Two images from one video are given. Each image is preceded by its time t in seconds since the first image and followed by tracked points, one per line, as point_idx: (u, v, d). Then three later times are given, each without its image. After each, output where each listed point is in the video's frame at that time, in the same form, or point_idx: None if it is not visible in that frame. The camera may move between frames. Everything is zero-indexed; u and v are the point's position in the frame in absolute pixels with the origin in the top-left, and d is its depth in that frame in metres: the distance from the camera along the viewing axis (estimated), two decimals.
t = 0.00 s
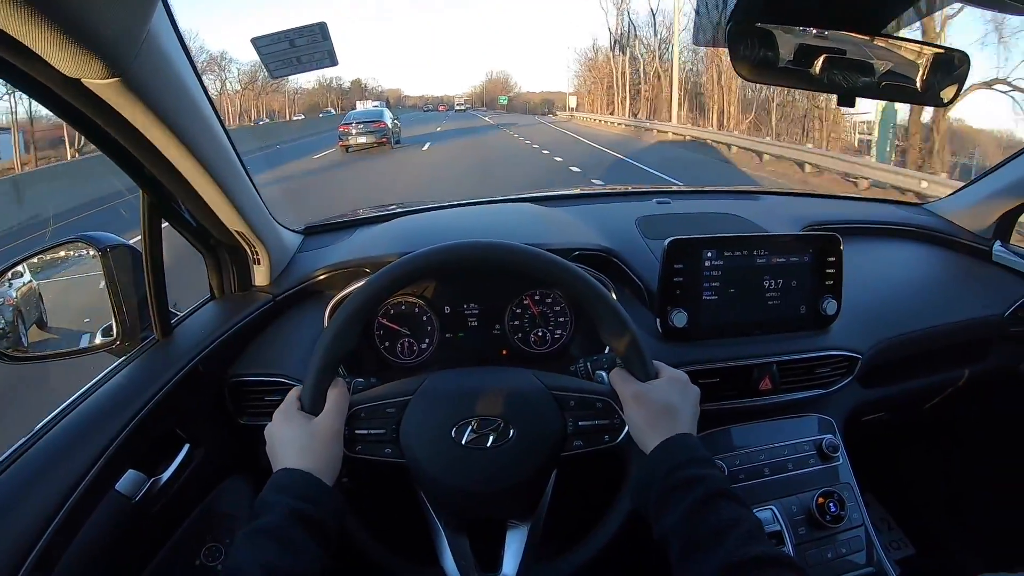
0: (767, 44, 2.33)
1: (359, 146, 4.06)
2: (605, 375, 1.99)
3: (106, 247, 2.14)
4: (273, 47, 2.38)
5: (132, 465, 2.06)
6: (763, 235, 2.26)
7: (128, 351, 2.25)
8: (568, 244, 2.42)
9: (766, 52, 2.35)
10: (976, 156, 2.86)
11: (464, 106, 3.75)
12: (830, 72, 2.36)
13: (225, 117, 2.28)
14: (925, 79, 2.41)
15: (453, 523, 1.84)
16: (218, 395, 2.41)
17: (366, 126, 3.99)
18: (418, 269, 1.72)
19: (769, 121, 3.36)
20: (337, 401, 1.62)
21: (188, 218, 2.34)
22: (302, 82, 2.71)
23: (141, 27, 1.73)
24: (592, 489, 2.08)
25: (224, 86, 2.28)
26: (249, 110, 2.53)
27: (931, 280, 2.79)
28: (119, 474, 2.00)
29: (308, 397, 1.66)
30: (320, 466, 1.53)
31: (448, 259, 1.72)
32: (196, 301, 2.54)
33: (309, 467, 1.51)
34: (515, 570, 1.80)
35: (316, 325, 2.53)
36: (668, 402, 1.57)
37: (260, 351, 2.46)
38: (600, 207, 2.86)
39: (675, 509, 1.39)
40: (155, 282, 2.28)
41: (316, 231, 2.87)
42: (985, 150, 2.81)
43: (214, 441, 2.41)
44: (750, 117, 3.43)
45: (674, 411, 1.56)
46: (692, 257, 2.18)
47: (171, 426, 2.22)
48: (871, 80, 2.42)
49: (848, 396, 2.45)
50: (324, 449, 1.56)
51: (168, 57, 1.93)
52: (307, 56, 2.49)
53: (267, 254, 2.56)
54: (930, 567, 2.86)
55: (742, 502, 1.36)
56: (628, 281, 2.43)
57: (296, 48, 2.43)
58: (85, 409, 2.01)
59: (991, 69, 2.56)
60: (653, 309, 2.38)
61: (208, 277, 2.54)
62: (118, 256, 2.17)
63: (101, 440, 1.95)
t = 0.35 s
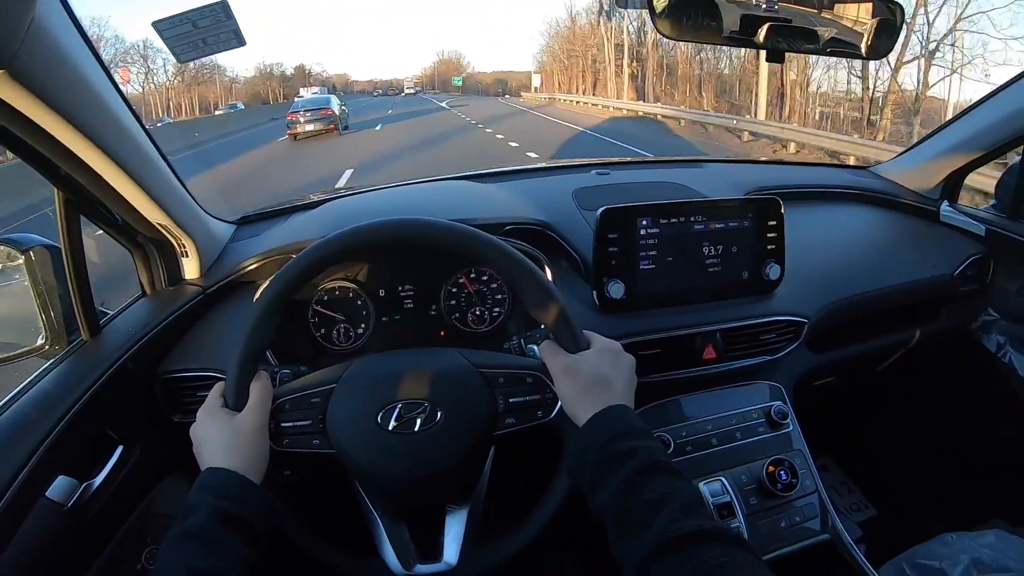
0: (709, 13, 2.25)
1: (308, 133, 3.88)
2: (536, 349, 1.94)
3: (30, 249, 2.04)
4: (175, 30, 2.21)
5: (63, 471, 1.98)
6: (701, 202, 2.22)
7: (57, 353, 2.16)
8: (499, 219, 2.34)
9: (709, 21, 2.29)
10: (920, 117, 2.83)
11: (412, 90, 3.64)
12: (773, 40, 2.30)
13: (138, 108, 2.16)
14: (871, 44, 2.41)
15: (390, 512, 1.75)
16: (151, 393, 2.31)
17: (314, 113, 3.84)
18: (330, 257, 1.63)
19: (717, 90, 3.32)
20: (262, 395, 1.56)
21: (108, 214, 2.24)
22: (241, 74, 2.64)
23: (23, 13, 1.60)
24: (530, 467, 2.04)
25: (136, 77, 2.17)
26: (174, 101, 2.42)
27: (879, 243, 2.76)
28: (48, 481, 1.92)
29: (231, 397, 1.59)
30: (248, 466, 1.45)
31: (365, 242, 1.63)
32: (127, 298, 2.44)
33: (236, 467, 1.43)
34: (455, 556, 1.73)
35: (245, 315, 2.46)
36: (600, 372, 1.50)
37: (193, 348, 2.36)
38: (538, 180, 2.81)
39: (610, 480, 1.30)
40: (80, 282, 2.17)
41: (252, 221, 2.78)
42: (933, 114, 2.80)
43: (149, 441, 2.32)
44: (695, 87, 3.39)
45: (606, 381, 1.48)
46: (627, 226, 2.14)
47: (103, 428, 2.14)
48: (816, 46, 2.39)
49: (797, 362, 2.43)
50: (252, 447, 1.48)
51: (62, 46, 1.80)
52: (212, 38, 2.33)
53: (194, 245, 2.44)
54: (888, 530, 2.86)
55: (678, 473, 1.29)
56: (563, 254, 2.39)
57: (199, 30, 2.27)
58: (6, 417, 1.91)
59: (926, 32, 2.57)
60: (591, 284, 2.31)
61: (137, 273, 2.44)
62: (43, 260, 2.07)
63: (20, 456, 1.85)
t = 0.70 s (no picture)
0: (715, 24, 2.27)
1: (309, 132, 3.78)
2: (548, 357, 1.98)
3: (40, 246, 2.04)
4: (199, 31, 2.24)
5: (72, 469, 2.00)
6: (709, 214, 2.26)
7: (67, 350, 2.17)
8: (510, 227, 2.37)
9: (713, 33, 2.30)
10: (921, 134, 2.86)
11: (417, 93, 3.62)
12: (779, 53, 2.33)
13: (155, 105, 2.16)
14: (875, 59, 2.35)
15: (402, 515, 1.77)
16: (159, 393, 2.32)
17: (315, 112, 3.72)
18: (348, 260, 1.67)
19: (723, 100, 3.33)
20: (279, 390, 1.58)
21: (121, 211, 2.26)
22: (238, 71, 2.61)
23: (52, 11, 1.61)
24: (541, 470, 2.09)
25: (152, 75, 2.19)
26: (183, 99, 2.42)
27: (880, 257, 2.81)
28: (59, 478, 1.95)
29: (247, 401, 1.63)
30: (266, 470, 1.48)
31: (382, 245, 1.67)
32: (135, 297, 2.46)
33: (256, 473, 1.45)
34: (465, 559, 1.75)
35: (255, 316, 2.46)
36: (607, 378, 1.52)
37: (202, 347, 2.37)
38: (546, 187, 2.86)
39: (619, 487, 1.33)
40: (91, 280, 2.18)
41: (259, 222, 2.80)
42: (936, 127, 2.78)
43: (156, 439, 2.33)
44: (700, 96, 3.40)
45: (615, 391, 1.50)
46: (635, 236, 2.17)
47: (111, 427, 2.14)
48: (820, 61, 2.35)
49: (799, 373, 2.46)
50: (270, 451, 1.51)
51: (89, 44, 1.81)
52: (235, 39, 2.34)
53: (205, 245, 2.46)
54: (885, 539, 2.90)
55: (685, 482, 1.32)
56: (572, 261, 2.41)
57: (222, 32, 2.28)
58: (17, 416, 1.92)
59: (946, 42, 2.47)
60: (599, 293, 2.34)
61: (146, 270, 2.46)
62: (53, 254, 2.07)
63: (30, 454, 1.86)
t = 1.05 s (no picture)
0: (737, 37, 2.24)
1: (327, 133, 3.56)
2: (566, 361, 2.03)
3: (63, 235, 2.08)
4: (232, 29, 2.27)
5: (89, 457, 1.98)
6: (728, 226, 2.27)
7: (86, 340, 2.18)
8: (532, 233, 2.43)
9: (735, 45, 2.27)
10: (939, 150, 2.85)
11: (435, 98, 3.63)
12: (799, 67, 2.29)
13: (187, 103, 2.20)
14: (893, 76, 2.33)
15: (419, 514, 1.78)
16: (177, 386, 2.34)
17: (332, 112, 3.52)
18: (372, 261, 1.67)
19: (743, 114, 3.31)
20: (296, 394, 1.63)
21: (146, 205, 2.29)
22: (245, 69, 2.52)
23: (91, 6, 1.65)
24: (556, 472, 2.11)
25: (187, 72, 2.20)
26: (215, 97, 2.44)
27: (897, 274, 2.81)
28: (76, 466, 1.93)
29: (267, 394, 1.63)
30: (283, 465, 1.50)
31: (406, 248, 1.68)
32: (155, 290, 2.48)
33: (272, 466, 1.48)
34: (481, 559, 1.77)
35: (278, 312, 2.52)
36: (627, 389, 1.55)
37: (221, 342, 2.41)
38: (567, 196, 2.90)
39: (636, 493, 1.34)
40: (114, 271, 2.20)
41: (282, 218, 2.90)
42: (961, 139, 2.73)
43: (171, 432, 2.34)
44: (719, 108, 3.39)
45: (635, 399, 1.53)
46: (655, 246, 2.20)
47: (128, 418, 2.15)
48: (839, 75, 2.32)
49: (813, 387, 2.48)
50: (287, 448, 1.53)
51: (125, 39, 1.85)
52: (268, 39, 2.39)
53: (229, 243, 2.51)
54: (893, 555, 2.91)
55: (701, 490, 1.31)
56: (592, 269, 2.46)
57: (257, 31, 2.32)
58: (39, 401, 1.92)
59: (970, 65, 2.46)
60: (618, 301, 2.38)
61: (168, 263, 2.49)
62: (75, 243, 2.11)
63: (55, 436, 1.86)
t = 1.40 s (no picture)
0: (758, 53, 2.24)
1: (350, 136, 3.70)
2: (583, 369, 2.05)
3: (90, 231, 2.12)
4: (265, 34, 2.35)
5: (110, 450, 2.00)
6: (745, 241, 2.29)
7: (109, 335, 2.20)
8: (551, 244, 2.47)
9: (756, 61, 2.26)
10: (957, 169, 2.86)
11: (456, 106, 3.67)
12: (819, 83, 2.31)
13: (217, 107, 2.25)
14: (915, 93, 2.29)
15: (435, 517, 1.81)
16: (198, 383, 2.37)
17: (356, 117, 3.68)
18: (398, 268, 1.70)
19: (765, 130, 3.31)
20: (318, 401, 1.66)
21: (175, 205, 2.32)
22: (261, 74, 2.52)
23: (132, 13, 1.70)
24: (568, 480, 2.14)
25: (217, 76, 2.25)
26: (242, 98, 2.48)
27: (913, 293, 2.82)
28: (97, 458, 1.94)
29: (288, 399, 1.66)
30: (303, 470, 1.52)
31: (432, 255, 1.70)
32: (178, 288, 2.51)
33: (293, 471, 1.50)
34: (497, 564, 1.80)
35: (300, 314, 2.57)
36: (644, 396, 1.56)
37: (242, 341, 2.44)
38: (587, 207, 2.94)
39: (652, 501, 1.35)
40: (140, 268, 2.23)
41: (306, 222, 2.94)
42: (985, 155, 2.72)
43: (191, 427, 2.36)
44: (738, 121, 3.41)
45: (651, 405, 1.54)
46: (674, 260, 2.22)
47: (149, 413, 2.17)
48: (860, 92, 2.32)
49: (827, 403, 2.49)
50: (308, 454, 1.56)
51: (162, 43, 1.89)
52: (300, 46, 2.47)
53: (253, 243, 2.56)
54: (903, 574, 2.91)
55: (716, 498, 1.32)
56: (611, 281, 2.49)
57: (287, 38, 2.39)
58: (64, 392, 1.95)
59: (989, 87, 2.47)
60: (636, 312, 2.41)
61: (192, 262, 2.53)
62: (100, 240, 2.15)
63: (80, 425, 1.88)
